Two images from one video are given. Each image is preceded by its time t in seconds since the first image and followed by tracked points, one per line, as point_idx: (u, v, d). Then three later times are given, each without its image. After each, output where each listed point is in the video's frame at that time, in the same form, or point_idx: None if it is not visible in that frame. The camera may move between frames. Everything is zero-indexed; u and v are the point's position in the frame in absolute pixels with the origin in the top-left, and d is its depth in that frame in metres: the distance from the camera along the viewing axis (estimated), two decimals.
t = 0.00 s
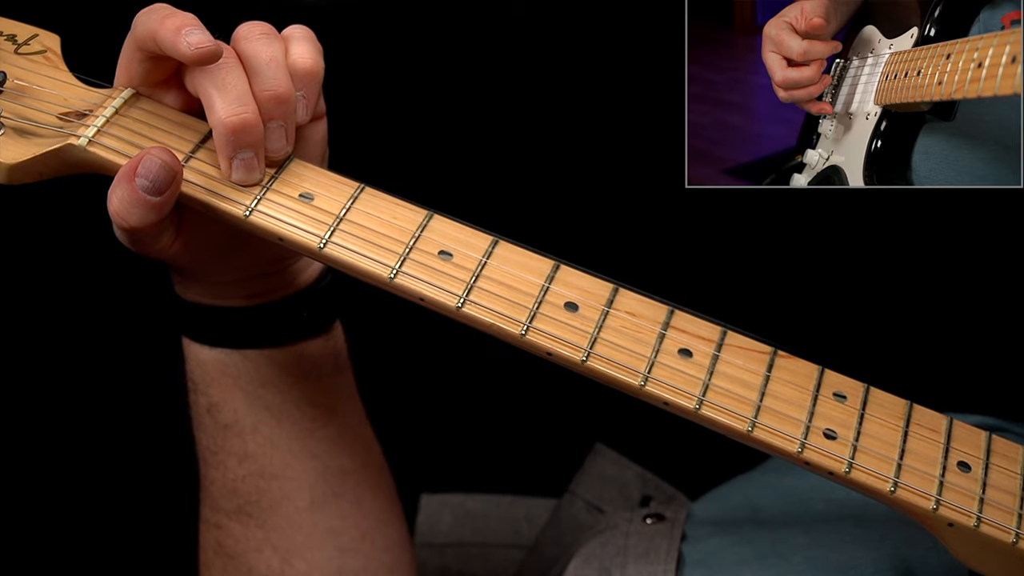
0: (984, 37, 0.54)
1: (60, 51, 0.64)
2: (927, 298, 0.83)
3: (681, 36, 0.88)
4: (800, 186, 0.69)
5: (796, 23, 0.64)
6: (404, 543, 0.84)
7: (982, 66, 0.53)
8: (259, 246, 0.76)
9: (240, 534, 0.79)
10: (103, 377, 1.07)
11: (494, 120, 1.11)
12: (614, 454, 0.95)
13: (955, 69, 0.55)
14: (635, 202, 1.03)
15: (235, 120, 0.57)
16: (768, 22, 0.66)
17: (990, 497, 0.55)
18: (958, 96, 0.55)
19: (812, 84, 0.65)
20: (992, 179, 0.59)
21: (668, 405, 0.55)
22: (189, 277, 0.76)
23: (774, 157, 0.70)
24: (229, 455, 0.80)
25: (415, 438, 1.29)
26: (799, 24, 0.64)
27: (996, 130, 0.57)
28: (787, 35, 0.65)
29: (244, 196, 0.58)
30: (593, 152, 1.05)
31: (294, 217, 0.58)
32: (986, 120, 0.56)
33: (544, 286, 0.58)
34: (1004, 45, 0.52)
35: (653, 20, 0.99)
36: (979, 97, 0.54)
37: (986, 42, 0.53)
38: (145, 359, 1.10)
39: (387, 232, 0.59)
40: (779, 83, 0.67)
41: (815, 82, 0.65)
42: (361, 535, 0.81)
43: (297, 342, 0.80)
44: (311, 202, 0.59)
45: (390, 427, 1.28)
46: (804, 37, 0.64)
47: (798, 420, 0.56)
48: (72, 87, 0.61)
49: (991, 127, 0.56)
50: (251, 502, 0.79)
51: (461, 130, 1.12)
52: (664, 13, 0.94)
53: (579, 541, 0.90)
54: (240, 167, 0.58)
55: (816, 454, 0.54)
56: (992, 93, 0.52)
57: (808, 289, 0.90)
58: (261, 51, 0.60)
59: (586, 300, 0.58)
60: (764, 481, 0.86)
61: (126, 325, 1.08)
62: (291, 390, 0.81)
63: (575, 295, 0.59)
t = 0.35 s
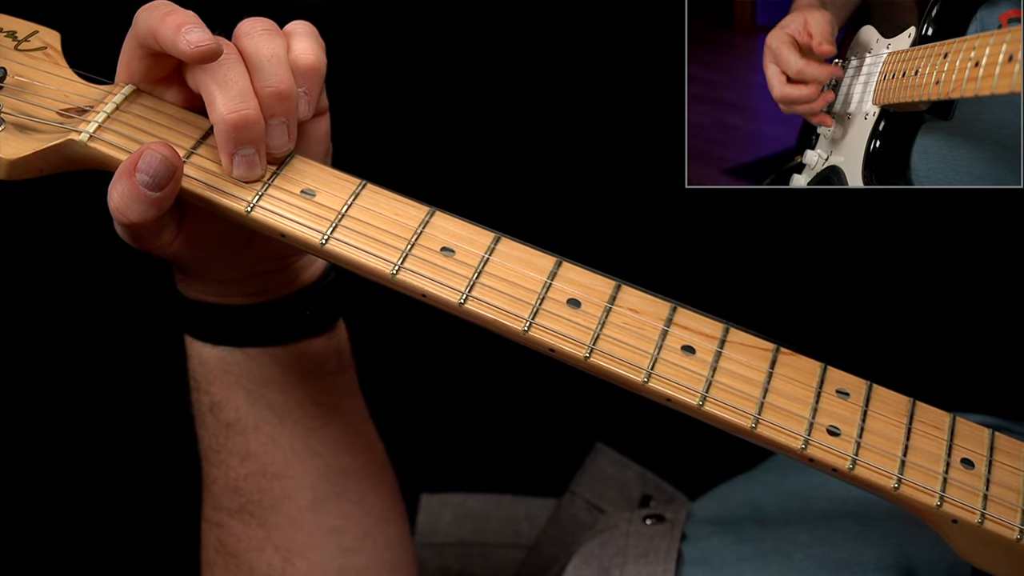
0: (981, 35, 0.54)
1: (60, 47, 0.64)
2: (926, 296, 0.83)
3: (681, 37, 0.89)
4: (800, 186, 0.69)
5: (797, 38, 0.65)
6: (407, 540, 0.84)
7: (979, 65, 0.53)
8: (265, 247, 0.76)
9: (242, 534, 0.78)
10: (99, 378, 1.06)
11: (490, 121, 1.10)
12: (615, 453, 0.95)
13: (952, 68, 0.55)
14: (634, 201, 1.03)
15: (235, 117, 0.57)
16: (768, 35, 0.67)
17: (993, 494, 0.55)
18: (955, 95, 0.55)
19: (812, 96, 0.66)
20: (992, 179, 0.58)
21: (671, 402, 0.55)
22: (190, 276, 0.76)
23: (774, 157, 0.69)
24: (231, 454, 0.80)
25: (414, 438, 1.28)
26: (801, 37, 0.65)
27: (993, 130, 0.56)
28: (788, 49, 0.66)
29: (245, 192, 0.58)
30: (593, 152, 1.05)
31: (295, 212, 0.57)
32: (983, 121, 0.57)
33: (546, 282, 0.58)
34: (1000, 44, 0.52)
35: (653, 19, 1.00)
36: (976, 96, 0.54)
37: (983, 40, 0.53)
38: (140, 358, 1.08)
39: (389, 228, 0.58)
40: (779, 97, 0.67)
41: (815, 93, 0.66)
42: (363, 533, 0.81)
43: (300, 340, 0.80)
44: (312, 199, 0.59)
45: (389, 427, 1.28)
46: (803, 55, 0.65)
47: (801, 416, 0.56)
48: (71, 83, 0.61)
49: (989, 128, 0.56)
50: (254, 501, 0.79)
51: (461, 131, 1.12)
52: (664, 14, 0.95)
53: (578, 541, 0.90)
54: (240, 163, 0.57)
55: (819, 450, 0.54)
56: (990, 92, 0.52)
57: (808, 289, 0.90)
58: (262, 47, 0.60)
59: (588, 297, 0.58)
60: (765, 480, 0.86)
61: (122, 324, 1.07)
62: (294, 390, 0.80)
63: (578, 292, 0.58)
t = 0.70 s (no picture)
0: (976, 37, 0.53)
1: (67, 32, 0.64)
2: (924, 294, 0.84)
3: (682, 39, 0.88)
4: (800, 187, 0.66)
5: (812, 60, 0.64)
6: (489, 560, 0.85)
7: (974, 67, 0.52)
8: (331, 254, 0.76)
9: (318, 547, 0.82)
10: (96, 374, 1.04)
11: (484, 117, 1.10)
12: (615, 452, 0.95)
13: (947, 70, 0.54)
14: (634, 199, 1.04)
15: (187, 89, 0.58)
16: (781, 56, 0.65)
17: (996, 485, 0.55)
18: (951, 97, 0.54)
19: (830, 113, 0.64)
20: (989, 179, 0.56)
21: (674, 390, 0.55)
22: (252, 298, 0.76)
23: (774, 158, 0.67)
24: (305, 471, 0.83)
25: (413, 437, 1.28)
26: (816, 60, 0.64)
27: (991, 130, 0.55)
28: (802, 72, 0.64)
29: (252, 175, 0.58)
30: (592, 151, 1.05)
31: (296, 197, 0.57)
32: (982, 120, 0.55)
33: (549, 271, 0.58)
34: (994, 47, 0.51)
35: (653, 20, 0.99)
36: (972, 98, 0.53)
37: (979, 42, 0.52)
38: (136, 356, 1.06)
39: (393, 214, 0.58)
40: (797, 119, 0.66)
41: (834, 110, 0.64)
42: (439, 552, 0.82)
43: (365, 355, 0.81)
44: (317, 183, 0.59)
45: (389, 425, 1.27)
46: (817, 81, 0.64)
47: (803, 407, 0.56)
48: (77, 67, 0.61)
49: (987, 128, 0.55)
50: (328, 517, 0.82)
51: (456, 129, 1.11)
52: (664, 13, 0.94)
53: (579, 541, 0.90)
54: (211, 133, 0.57)
55: (822, 440, 0.54)
56: (984, 94, 0.51)
57: (808, 286, 0.91)
58: (214, 32, 0.62)
59: (592, 285, 0.58)
60: (765, 477, 0.85)
61: (118, 319, 1.05)
62: (363, 407, 0.83)
63: (581, 280, 0.58)
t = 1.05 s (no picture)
0: (974, 36, 0.52)
1: (68, 33, 0.63)
2: (926, 294, 0.84)
3: (681, 39, 0.88)
4: (800, 187, 0.66)
5: (809, 64, 0.64)
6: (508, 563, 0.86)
7: (972, 67, 0.52)
8: (325, 249, 0.75)
9: (331, 544, 0.84)
10: (96, 379, 1.03)
11: (485, 119, 1.09)
12: (617, 452, 0.95)
13: (945, 70, 0.54)
14: (634, 200, 1.04)
15: (136, 29, 0.58)
16: (778, 60, 0.64)
17: (1001, 486, 0.55)
18: (949, 97, 0.54)
19: (828, 117, 0.64)
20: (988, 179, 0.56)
21: (678, 391, 0.55)
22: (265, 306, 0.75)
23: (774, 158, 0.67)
24: (317, 470, 0.84)
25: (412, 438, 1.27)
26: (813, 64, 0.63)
27: (990, 130, 0.54)
28: (799, 77, 0.64)
29: (255, 176, 0.57)
30: (593, 153, 1.05)
31: (300, 198, 0.57)
32: (981, 120, 0.55)
33: (554, 271, 0.58)
34: (992, 46, 0.50)
35: (653, 18, 0.98)
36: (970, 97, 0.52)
37: (978, 42, 0.52)
38: (137, 362, 1.05)
39: (397, 215, 0.58)
40: (796, 124, 0.66)
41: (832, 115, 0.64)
42: (454, 556, 0.83)
43: (375, 359, 0.80)
44: (321, 184, 0.58)
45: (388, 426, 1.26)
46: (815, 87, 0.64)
47: (808, 408, 0.56)
48: (78, 68, 0.61)
49: (985, 128, 0.54)
50: (340, 517, 0.83)
51: (459, 132, 1.11)
52: (664, 14, 0.94)
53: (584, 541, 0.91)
54: (147, 72, 0.57)
55: (827, 441, 0.54)
56: (983, 94, 0.51)
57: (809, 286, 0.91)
58: None
59: (596, 286, 0.58)
60: (767, 478, 0.85)
61: (118, 323, 1.04)
62: (373, 410, 0.82)
63: (586, 281, 0.58)
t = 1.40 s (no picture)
0: (971, 30, 0.51)
1: (63, 23, 0.62)
2: (928, 294, 0.84)
3: (682, 40, 0.87)
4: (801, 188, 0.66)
5: (807, 66, 0.63)
6: (493, 551, 0.86)
7: (967, 59, 0.50)
8: (297, 240, 0.74)
9: (317, 536, 0.85)
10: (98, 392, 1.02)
11: (493, 117, 1.07)
12: (618, 453, 0.94)
13: (941, 65, 0.52)
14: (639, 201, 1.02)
15: (127, 16, 0.59)
16: (777, 60, 0.63)
17: (1010, 486, 0.55)
18: (946, 90, 0.52)
19: (828, 117, 0.63)
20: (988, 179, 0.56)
21: (687, 390, 0.55)
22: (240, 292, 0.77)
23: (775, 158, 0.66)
24: (297, 461, 0.85)
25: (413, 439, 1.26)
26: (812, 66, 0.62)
27: (991, 129, 0.55)
28: (798, 78, 0.63)
29: (255, 171, 0.57)
30: (598, 154, 1.03)
31: (304, 193, 0.57)
32: (983, 118, 0.55)
33: (560, 268, 0.58)
34: (987, 38, 0.49)
35: (653, 18, 0.97)
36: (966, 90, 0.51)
37: (973, 36, 0.51)
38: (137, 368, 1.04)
39: (402, 212, 0.58)
40: (794, 125, 0.65)
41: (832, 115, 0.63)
42: (437, 543, 0.84)
43: (348, 347, 0.81)
44: (323, 178, 0.58)
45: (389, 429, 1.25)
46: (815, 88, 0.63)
47: (817, 407, 0.55)
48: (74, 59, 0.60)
49: (987, 127, 0.55)
50: (323, 507, 0.84)
51: (460, 129, 1.08)
52: (665, 13, 0.93)
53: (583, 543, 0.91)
54: (133, 49, 0.57)
55: (836, 441, 0.54)
56: (977, 86, 0.49)
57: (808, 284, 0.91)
58: None
59: (602, 282, 0.58)
60: (769, 479, 0.85)
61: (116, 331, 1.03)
62: (348, 397, 0.82)
63: (592, 278, 0.58)
